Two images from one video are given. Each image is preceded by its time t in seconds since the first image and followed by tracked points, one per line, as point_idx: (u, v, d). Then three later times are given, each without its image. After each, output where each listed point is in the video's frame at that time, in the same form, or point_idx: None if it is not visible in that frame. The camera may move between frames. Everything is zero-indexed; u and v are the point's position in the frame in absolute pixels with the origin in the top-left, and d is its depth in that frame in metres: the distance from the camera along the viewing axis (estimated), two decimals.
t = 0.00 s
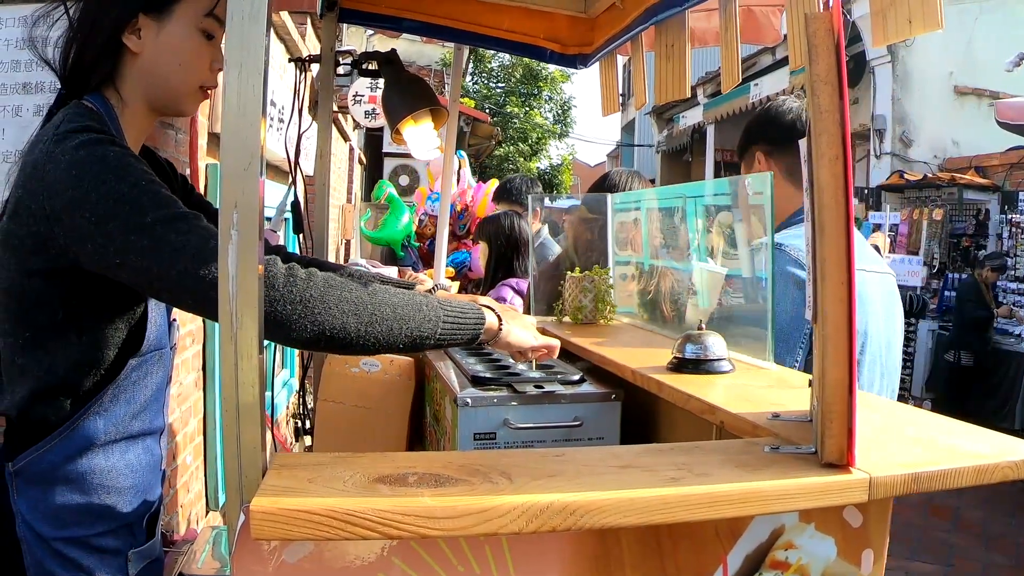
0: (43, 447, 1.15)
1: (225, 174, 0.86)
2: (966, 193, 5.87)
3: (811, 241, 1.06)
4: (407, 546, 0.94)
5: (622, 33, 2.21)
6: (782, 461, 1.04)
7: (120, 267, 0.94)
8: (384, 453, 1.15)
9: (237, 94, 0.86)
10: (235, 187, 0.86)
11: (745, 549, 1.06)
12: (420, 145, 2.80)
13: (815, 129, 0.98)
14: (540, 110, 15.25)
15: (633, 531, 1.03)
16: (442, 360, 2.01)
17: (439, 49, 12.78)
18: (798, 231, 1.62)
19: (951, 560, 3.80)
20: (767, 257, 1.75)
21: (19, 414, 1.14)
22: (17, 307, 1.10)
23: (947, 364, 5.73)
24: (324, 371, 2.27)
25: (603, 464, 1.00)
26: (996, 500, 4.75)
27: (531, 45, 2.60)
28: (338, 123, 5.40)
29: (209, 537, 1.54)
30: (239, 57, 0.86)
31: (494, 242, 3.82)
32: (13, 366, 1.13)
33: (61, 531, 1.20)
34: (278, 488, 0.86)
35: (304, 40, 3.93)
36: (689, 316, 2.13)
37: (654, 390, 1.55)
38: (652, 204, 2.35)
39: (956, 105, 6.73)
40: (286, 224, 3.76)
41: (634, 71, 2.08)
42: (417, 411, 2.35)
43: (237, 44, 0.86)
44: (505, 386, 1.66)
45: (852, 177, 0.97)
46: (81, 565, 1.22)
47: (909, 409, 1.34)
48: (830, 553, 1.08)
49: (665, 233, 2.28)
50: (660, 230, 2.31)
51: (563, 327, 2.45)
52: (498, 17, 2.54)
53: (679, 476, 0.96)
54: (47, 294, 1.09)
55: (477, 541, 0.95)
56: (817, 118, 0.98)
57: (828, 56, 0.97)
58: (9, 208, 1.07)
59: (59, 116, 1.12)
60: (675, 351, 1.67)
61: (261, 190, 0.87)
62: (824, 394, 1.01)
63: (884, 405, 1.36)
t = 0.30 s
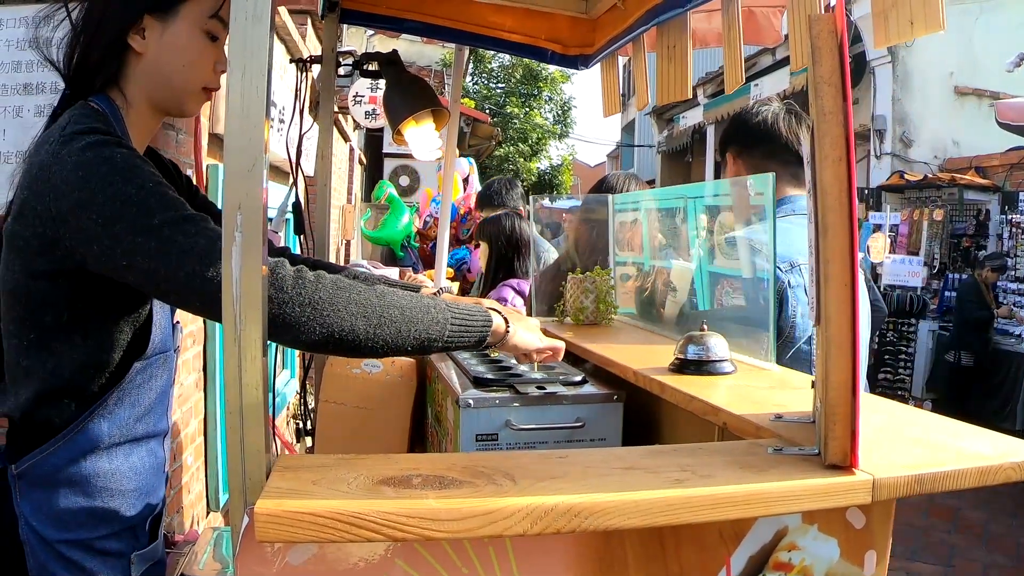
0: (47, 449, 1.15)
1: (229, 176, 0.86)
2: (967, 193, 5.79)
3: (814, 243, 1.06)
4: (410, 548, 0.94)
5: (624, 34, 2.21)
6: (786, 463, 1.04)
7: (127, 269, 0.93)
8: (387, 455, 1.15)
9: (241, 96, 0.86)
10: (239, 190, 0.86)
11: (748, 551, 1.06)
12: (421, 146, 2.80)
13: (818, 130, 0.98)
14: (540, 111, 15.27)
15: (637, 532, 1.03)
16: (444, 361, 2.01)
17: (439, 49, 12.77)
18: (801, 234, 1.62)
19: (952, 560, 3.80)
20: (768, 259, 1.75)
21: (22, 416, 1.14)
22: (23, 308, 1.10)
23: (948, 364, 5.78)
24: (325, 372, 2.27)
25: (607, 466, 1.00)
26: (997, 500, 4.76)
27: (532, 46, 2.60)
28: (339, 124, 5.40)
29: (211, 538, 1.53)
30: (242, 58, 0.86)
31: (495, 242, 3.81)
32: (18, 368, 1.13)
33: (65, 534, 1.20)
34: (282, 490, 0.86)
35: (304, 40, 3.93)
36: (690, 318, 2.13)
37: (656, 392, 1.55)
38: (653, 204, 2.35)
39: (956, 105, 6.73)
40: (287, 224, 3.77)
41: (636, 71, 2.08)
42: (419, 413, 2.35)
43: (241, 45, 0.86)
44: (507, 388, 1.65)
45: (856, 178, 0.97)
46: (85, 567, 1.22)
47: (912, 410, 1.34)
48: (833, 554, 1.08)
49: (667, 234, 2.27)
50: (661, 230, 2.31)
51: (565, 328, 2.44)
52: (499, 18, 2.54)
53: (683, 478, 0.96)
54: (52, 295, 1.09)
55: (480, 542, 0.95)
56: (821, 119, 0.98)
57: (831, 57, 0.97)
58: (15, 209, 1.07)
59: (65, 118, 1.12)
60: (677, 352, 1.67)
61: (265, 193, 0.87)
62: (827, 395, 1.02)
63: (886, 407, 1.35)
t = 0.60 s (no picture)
0: (49, 450, 1.15)
1: (234, 177, 0.86)
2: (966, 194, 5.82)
3: (818, 244, 1.06)
4: (415, 549, 0.94)
5: (625, 35, 2.21)
6: (789, 463, 1.04)
7: (132, 269, 0.93)
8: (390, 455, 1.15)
9: (246, 96, 0.86)
10: (243, 190, 0.86)
11: (752, 551, 1.06)
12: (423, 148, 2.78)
13: (822, 131, 0.98)
14: (540, 111, 15.27)
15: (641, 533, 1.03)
16: (446, 362, 2.01)
17: (439, 49, 12.77)
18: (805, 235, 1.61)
19: (951, 561, 3.80)
20: (769, 259, 1.74)
21: (25, 417, 1.15)
22: (28, 309, 1.10)
23: (947, 365, 5.77)
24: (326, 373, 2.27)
25: (611, 467, 1.00)
26: (996, 501, 4.76)
27: (534, 47, 2.60)
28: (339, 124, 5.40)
29: (212, 539, 1.53)
30: (247, 59, 0.86)
31: (494, 243, 3.82)
32: (22, 369, 1.13)
33: (66, 535, 1.19)
34: (286, 492, 0.86)
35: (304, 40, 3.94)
36: (691, 319, 2.13)
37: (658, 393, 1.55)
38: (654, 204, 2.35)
39: (956, 106, 6.74)
40: (287, 224, 3.76)
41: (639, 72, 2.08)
42: (420, 413, 2.35)
43: (247, 45, 0.86)
44: (509, 388, 1.65)
45: (860, 179, 0.97)
46: (87, 568, 1.22)
47: (913, 411, 1.34)
48: (837, 555, 1.08)
49: (668, 234, 2.27)
50: (661, 230, 2.31)
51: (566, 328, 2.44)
52: (500, 18, 2.54)
53: (688, 479, 0.96)
54: (56, 295, 1.08)
55: (485, 543, 0.94)
56: (824, 121, 0.98)
57: (836, 58, 0.97)
58: (19, 210, 1.07)
59: (70, 118, 1.12)
60: (679, 353, 1.66)
61: (269, 194, 0.87)
62: (831, 397, 1.01)
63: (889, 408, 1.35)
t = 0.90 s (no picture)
0: (50, 450, 1.15)
1: (235, 176, 0.86)
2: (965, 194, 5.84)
3: (820, 244, 1.06)
4: (416, 550, 0.94)
5: (626, 36, 2.20)
6: (791, 464, 1.04)
7: (131, 268, 0.93)
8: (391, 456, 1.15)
9: (248, 95, 0.86)
10: (245, 190, 0.86)
11: (753, 552, 1.06)
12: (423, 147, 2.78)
13: (824, 132, 0.99)
14: (539, 111, 15.27)
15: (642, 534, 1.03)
16: (446, 362, 2.01)
17: (438, 49, 12.77)
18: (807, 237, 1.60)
19: (950, 561, 3.81)
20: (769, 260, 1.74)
21: (26, 417, 1.14)
22: (27, 309, 1.10)
23: (947, 365, 5.77)
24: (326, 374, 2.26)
25: (613, 467, 1.00)
26: (995, 501, 4.77)
27: (534, 47, 2.60)
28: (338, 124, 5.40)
29: (212, 540, 1.53)
30: (249, 58, 0.86)
31: (491, 243, 3.83)
32: (22, 369, 1.13)
33: (67, 535, 1.19)
34: (288, 492, 0.86)
35: (303, 40, 3.94)
36: (691, 319, 2.13)
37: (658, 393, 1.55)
38: (654, 204, 2.35)
39: (955, 107, 6.75)
40: (287, 224, 3.76)
41: (640, 73, 2.08)
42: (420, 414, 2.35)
43: (248, 45, 0.86)
44: (509, 389, 1.65)
45: (862, 180, 0.97)
46: (88, 569, 1.21)
47: (914, 412, 1.34)
48: (838, 556, 1.08)
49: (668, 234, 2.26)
50: (661, 230, 2.31)
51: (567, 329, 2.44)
52: (501, 19, 2.55)
53: (690, 479, 0.96)
54: (57, 295, 1.08)
55: (486, 543, 0.94)
56: (827, 122, 0.98)
57: (837, 59, 0.97)
58: (18, 210, 1.07)
59: (68, 118, 1.12)
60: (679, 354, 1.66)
61: (271, 194, 0.87)
62: (833, 398, 1.01)
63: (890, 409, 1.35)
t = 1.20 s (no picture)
0: (51, 448, 1.15)
1: (239, 178, 0.86)
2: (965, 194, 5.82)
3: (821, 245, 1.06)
4: (419, 551, 0.94)
5: (626, 36, 2.20)
6: (793, 464, 1.04)
7: (122, 270, 0.93)
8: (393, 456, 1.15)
9: (251, 96, 0.86)
10: (249, 191, 0.86)
11: (754, 552, 1.06)
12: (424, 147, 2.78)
13: (826, 134, 0.99)
14: (539, 111, 15.27)
15: (645, 534, 1.03)
16: (446, 363, 2.01)
17: (438, 49, 12.76)
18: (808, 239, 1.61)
19: (950, 561, 3.81)
20: (770, 260, 1.75)
21: (25, 417, 1.14)
22: (21, 308, 1.08)
23: (946, 366, 5.75)
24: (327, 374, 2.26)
25: (616, 468, 1.00)
26: (995, 502, 4.76)
27: (535, 48, 2.61)
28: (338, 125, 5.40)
29: (213, 540, 1.52)
30: (251, 59, 0.86)
31: (490, 244, 3.84)
32: (19, 369, 1.12)
33: (68, 534, 1.19)
34: (292, 492, 0.86)
35: (302, 40, 3.93)
36: (690, 320, 2.14)
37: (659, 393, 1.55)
38: (654, 204, 2.35)
39: (955, 107, 6.76)
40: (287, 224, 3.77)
41: (641, 74, 2.07)
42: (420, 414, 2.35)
43: (252, 46, 0.86)
44: (511, 389, 1.65)
45: (864, 182, 0.97)
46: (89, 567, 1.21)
47: (915, 412, 1.34)
48: (839, 556, 1.08)
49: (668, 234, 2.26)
50: (661, 231, 2.31)
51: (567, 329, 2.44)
52: (500, 19, 2.55)
53: (691, 480, 0.96)
54: (52, 295, 1.07)
55: (489, 543, 0.95)
56: (828, 124, 0.98)
57: (840, 60, 0.97)
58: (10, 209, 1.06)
59: (60, 116, 1.11)
60: (680, 354, 1.67)
61: (275, 195, 0.87)
62: (834, 398, 1.01)
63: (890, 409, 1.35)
